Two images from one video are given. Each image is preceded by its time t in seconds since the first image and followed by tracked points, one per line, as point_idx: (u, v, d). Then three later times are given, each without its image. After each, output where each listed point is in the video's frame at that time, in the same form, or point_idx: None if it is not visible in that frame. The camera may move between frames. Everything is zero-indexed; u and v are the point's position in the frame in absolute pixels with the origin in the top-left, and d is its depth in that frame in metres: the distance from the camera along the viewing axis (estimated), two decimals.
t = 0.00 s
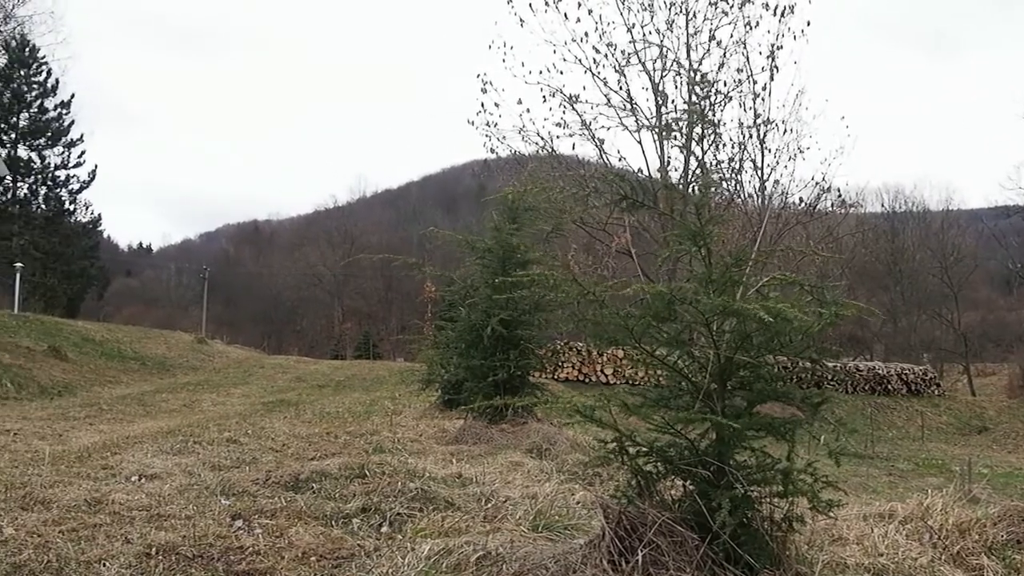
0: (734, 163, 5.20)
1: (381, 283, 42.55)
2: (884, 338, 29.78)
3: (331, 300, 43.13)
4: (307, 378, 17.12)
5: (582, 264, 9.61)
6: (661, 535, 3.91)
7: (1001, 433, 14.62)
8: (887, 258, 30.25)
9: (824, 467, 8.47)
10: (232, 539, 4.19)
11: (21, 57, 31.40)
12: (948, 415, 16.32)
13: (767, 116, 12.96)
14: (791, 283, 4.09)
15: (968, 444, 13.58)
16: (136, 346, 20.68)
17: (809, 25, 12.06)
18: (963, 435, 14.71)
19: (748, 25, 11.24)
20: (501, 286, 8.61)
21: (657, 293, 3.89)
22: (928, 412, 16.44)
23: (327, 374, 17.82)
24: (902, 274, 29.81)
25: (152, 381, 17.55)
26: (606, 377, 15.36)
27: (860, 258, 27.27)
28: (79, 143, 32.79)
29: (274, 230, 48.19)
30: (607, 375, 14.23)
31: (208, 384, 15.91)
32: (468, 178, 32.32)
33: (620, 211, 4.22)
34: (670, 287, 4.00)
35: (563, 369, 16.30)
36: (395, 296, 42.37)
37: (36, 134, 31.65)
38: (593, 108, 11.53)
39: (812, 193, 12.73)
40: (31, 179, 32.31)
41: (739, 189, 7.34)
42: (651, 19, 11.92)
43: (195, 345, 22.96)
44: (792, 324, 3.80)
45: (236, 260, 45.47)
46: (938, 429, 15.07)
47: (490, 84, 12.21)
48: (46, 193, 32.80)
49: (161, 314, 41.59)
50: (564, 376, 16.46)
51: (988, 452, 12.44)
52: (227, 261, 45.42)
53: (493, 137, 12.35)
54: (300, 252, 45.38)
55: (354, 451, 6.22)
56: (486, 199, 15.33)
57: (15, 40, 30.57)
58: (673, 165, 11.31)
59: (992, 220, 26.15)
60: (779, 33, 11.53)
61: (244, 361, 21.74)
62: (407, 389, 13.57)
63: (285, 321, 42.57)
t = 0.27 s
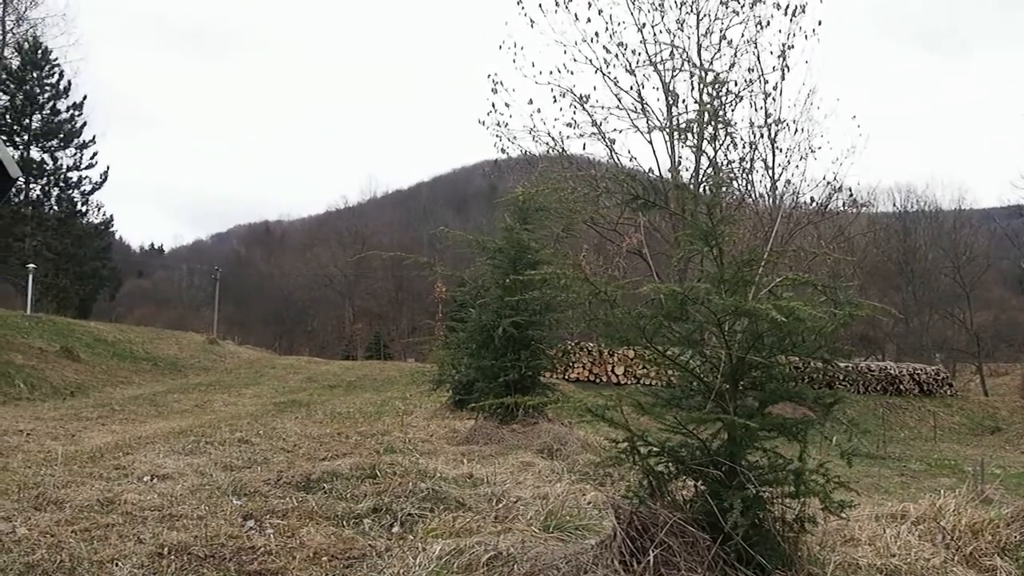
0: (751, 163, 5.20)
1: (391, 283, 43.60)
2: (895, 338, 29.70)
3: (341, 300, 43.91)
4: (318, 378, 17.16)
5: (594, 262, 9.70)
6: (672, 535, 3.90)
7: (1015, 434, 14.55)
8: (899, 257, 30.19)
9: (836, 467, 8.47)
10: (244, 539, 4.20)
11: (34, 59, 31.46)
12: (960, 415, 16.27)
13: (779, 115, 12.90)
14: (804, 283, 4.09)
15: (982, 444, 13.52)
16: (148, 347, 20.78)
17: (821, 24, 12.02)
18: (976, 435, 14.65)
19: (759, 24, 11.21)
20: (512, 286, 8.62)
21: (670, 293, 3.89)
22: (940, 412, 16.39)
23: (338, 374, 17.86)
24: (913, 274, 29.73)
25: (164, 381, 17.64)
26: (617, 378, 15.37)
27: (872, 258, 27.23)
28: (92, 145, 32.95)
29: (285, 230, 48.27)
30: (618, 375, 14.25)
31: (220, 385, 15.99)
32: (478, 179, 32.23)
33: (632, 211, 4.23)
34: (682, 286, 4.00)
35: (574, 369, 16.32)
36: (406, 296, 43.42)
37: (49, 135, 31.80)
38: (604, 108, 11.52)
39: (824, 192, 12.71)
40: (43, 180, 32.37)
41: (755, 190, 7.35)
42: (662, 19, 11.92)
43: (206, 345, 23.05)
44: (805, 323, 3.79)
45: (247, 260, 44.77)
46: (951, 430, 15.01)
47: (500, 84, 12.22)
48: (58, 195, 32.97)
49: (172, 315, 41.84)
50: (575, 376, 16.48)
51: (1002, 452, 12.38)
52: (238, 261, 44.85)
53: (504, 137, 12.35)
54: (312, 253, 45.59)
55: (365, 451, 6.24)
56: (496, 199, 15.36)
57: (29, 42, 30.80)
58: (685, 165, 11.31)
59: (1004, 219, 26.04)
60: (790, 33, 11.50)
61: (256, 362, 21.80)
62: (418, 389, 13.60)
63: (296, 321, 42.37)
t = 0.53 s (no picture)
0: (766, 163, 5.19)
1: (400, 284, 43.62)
2: (904, 338, 29.64)
3: (349, 300, 43.91)
4: (327, 378, 17.20)
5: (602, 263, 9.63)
6: (681, 536, 3.90)
7: None
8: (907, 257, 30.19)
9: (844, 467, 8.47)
10: (253, 539, 4.21)
11: (43, 61, 31.54)
12: (970, 415, 16.26)
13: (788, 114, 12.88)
14: (812, 283, 4.09)
15: (992, 444, 13.47)
16: (157, 347, 20.84)
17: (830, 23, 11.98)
18: (986, 435, 14.60)
19: (767, 24, 11.18)
20: (521, 286, 8.62)
21: (679, 293, 3.88)
22: (949, 412, 16.36)
23: (346, 375, 17.90)
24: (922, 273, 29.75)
25: (172, 381, 17.70)
26: (625, 378, 15.38)
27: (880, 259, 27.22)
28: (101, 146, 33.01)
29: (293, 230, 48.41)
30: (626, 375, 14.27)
31: (229, 385, 16.04)
32: (487, 179, 32.16)
33: (640, 211, 4.22)
34: (691, 286, 4.00)
35: (582, 369, 16.35)
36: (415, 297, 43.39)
37: (57, 137, 32.10)
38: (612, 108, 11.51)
39: (832, 192, 12.69)
40: (52, 182, 32.32)
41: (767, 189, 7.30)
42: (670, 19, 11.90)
43: (215, 346, 23.12)
44: (813, 323, 3.79)
45: (255, 260, 44.80)
46: (960, 430, 14.96)
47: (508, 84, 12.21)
48: (68, 196, 33.05)
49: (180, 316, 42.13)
50: (583, 376, 16.50)
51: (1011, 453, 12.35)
52: (246, 260, 44.82)
53: (512, 137, 12.35)
54: (321, 253, 45.71)
55: (374, 451, 6.25)
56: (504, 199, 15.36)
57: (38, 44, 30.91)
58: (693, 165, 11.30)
59: (1013, 219, 25.97)
60: (798, 32, 11.47)
61: (264, 362, 21.85)
62: (426, 389, 13.62)
63: (305, 321, 42.43)
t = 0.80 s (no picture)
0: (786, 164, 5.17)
1: (412, 284, 43.72)
2: (918, 337, 29.54)
3: (361, 301, 44.02)
4: (339, 379, 17.25)
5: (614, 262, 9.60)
6: (694, 536, 3.90)
7: None
8: (921, 256, 30.20)
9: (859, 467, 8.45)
10: (266, 539, 4.23)
11: (57, 63, 31.46)
12: (985, 415, 16.17)
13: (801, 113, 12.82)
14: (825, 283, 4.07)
15: (1008, 445, 13.40)
16: (171, 348, 20.95)
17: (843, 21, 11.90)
18: (1001, 435, 14.51)
19: (780, 23, 11.13)
20: (533, 286, 8.63)
21: (692, 292, 3.88)
22: (964, 412, 16.29)
23: (358, 375, 17.95)
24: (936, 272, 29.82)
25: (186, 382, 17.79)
26: (638, 378, 15.38)
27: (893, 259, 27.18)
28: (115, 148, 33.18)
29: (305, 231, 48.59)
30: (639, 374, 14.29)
31: (243, 386, 16.13)
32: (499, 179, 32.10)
33: (653, 211, 4.22)
34: (704, 286, 3.99)
35: (594, 369, 16.37)
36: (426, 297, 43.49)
37: (72, 138, 32.25)
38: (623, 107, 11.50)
39: (845, 191, 12.64)
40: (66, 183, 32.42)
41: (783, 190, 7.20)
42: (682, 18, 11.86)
43: (228, 346, 23.23)
44: (827, 323, 3.78)
45: (268, 260, 45.06)
46: (975, 430, 14.88)
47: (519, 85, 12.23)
48: (82, 197, 33.13)
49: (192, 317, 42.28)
50: (595, 376, 16.52)
51: None
52: (259, 261, 45.24)
53: (524, 137, 12.35)
54: (333, 254, 45.86)
55: (387, 451, 6.26)
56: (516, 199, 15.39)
57: (52, 46, 31.04)
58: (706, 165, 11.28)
59: None
60: (810, 31, 11.42)
61: (277, 362, 21.93)
62: (438, 390, 13.65)
63: (317, 321, 42.47)
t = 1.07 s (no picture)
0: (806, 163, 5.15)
1: (424, 284, 43.59)
2: (932, 336, 29.42)
3: (375, 301, 43.91)
4: (351, 379, 17.30)
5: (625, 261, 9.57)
6: (707, 536, 3.89)
7: None
8: (935, 256, 30.23)
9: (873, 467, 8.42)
10: (280, 539, 4.24)
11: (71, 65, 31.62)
12: (1000, 415, 16.09)
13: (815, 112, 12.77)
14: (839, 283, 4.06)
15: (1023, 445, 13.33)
16: (184, 348, 21.05)
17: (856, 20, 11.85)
18: (1015, 435, 14.43)
19: (792, 21, 11.09)
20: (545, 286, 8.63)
21: (705, 293, 3.88)
22: (979, 412, 16.23)
23: (371, 375, 17.99)
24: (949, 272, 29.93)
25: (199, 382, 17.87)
26: (651, 378, 15.38)
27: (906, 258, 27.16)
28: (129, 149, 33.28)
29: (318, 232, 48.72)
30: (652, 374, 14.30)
31: (256, 386, 16.21)
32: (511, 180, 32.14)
33: (666, 211, 4.22)
34: (718, 286, 3.99)
35: (607, 369, 16.37)
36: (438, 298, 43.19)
37: (86, 140, 32.59)
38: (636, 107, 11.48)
39: (859, 190, 12.60)
40: (81, 185, 32.58)
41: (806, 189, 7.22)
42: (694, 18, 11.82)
43: (241, 347, 23.33)
44: (842, 323, 3.77)
45: (281, 261, 45.65)
46: (990, 430, 14.80)
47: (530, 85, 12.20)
48: (96, 198, 33.40)
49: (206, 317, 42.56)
50: (608, 376, 16.53)
51: None
52: (272, 262, 45.70)
53: (536, 138, 12.34)
54: (346, 255, 45.88)
55: (400, 451, 6.27)
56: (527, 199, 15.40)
57: (66, 49, 31.20)
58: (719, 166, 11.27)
59: None
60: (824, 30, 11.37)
61: (289, 363, 22.00)
62: (451, 390, 13.68)
63: (330, 321, 42.68)
